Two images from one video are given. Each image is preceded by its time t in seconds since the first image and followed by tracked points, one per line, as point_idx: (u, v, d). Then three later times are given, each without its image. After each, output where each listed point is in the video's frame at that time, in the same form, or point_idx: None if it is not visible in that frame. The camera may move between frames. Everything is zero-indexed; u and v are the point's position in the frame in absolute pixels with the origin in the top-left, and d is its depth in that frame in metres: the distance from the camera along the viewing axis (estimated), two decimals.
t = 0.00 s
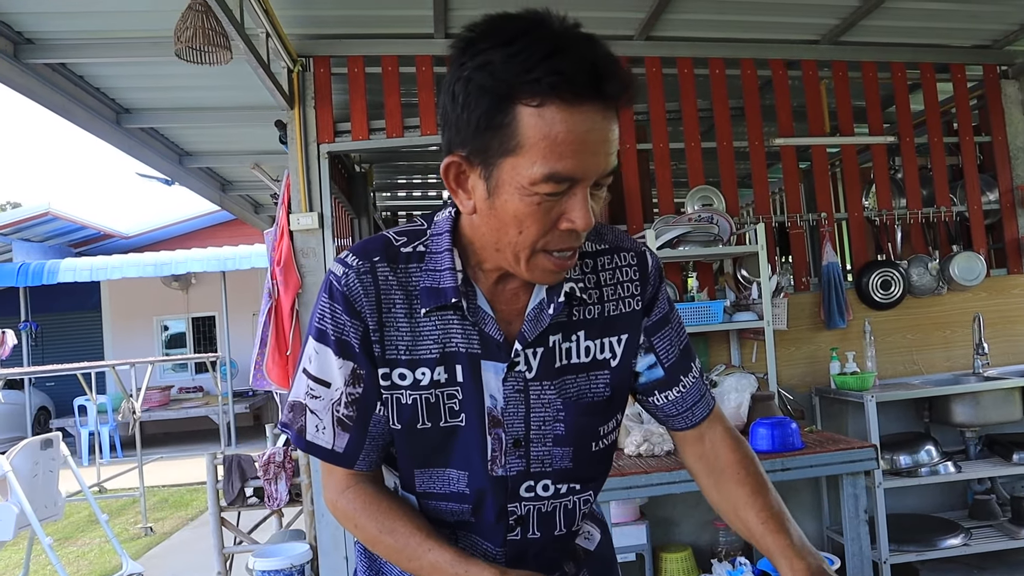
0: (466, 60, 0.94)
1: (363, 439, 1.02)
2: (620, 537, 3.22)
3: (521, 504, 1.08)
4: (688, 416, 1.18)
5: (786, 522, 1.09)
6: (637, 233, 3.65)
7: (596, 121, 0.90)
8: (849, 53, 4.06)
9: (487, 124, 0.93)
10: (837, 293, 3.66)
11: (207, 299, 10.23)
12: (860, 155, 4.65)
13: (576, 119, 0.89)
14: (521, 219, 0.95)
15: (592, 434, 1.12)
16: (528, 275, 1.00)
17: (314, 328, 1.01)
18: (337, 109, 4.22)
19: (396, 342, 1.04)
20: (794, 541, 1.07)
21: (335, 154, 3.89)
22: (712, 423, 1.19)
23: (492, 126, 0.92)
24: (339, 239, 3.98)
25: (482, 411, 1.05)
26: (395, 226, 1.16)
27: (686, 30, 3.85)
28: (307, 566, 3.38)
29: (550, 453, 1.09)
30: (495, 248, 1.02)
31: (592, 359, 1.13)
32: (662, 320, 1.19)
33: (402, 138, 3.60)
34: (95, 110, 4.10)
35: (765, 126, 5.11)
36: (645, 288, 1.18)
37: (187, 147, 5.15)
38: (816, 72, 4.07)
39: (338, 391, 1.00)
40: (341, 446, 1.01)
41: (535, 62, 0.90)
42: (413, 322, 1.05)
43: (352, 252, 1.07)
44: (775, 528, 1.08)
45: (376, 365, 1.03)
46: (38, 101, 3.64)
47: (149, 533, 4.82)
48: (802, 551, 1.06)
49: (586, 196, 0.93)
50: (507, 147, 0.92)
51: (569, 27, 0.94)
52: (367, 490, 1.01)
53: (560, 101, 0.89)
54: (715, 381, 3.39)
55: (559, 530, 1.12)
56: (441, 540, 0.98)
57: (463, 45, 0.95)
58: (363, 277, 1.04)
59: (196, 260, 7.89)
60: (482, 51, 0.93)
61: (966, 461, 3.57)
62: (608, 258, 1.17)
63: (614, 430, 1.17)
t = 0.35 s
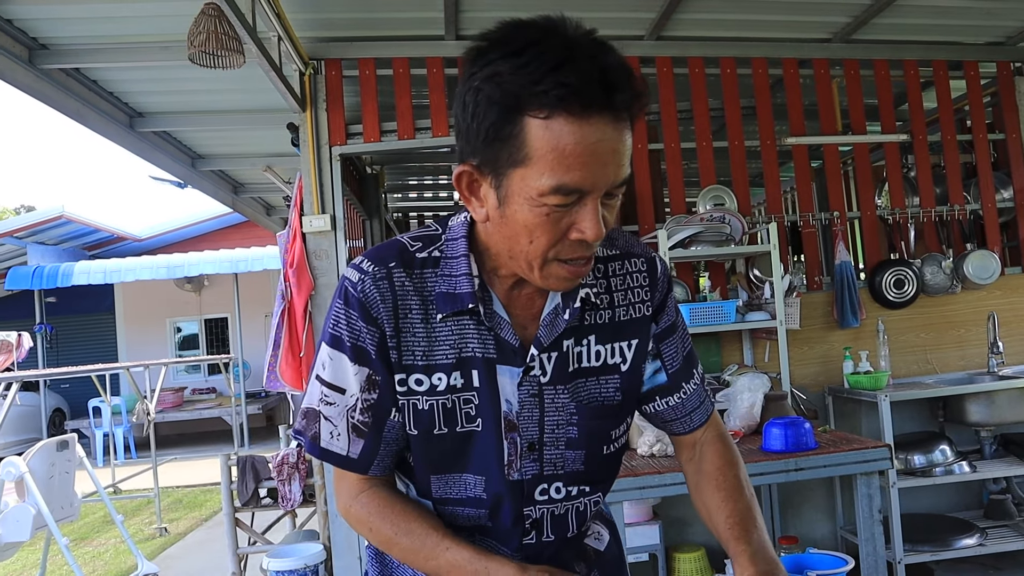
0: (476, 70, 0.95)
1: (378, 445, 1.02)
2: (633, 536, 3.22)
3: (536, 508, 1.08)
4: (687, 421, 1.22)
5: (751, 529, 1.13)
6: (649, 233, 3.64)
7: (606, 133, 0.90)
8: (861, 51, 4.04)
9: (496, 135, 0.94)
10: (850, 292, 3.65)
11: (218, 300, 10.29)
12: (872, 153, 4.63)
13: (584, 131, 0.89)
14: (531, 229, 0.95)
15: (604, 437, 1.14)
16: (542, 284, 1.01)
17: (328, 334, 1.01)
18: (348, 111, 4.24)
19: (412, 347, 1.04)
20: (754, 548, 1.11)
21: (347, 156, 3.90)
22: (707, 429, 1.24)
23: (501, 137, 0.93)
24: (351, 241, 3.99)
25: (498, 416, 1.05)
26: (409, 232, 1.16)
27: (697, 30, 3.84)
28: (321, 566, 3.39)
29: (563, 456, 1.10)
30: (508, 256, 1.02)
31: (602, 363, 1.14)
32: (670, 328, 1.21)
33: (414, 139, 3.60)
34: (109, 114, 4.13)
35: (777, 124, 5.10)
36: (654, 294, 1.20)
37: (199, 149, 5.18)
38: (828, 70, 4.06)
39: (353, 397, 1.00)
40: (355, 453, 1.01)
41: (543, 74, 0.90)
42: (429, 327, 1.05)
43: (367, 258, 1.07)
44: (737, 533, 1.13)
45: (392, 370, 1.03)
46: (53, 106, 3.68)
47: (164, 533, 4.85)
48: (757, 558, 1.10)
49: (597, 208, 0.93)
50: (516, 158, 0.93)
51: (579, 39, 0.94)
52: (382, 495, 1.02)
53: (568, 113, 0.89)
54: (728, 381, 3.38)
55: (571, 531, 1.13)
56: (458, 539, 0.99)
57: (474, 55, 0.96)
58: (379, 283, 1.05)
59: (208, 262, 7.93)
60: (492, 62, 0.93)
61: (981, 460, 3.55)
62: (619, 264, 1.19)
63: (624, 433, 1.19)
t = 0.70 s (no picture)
0: (470, 70, 0.95)
1: (398, 444, 1.02)
2: (639, 535, 3.22)
3: (534, 506, 1.09)
4: (684, 416, 1.23)
5: (753, 523, 1.15)
6: (655, 231, 3.64)
7: (598, 135, 0.90)
8: (867, 48, 4.03)
9: (488, 136, 0.94)
10: (857, 289, 3.64)
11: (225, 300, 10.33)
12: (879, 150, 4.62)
13: (575, 133, 0.89)
14: (523, 230, 0.96)
15: (601, 433, 1.14)
16: (534, 283, 1.01)
17: (333, 338, 1.02)
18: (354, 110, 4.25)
19: (411, 348, 1.04)
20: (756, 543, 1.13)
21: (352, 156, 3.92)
22: (706, 423, 1.24)
23: (493, 138, 0.94)
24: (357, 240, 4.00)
25: (496, 414, 1.06)
26: (404, 232, 1.16)
27: (703, 27, 3.83)
28: (329, 564, 3.40)
29: (560, 454, 1.10)
30: (501, 255, 1.03)
31: (596, 361, 1.14)
32: (662, 325, 1.22)
33: (419, 138, 3.61)
34: (116, 115, 4.15)
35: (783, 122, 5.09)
36: (647, 291, 1.21)
37: (206, 150, 5.20)
38: (834, 67, 4.05)
39: (365, 399, 1.01)
40: (375, 455, 1.01)
41: (535, 76, 0.90)
42: (427, 328, 1.05)
43: (363, 259, 1.07)
44: (740, 528, 1.14)
45: (394, 372, 1.03)
46: (60, 107, 3.69)
47: (172, 532, 4.88)
48: (760, 552, 1.12)
49: (588, 209, 0.93)
50: (508, 159, 0.93)
51: (574, 41, 0.94)
52: (408, 502, 1.01)
53: (560, 115, 0.89)
54: (734, 379, 3.38)
55: (569, 528, 1.15)
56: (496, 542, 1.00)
57: (469, 55, 0.96)
58: (376, 284, 1.05)
59: (215, 262, 7.96)
60: (486, 64, 0.93)
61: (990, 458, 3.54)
62: (612, 262, 1.19)
63: (620, 431, 1.19)
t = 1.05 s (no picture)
0: (452, 74, 0.96)
1: (382, 451, 1.03)
2: (644, 536, 3.22)
3: (532, 507, 1.09)
4: (676, 415, 1.23)
5: (744, 518, 1.15)
6: (657, 231, 3.63)
7: (580, 133, 0.91)
8: (870, 46, 4.02)
9: (472, 139, 0.95)
10: (860, 289, 3.63)
11: (229, 302, 10.35)
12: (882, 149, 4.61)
13: (557, 131, 0.90)
14: (511, 230, 0.97)
15: (596, 432, 1.14)
16: (526, 283, 1.01)
17: (323, 344, 1.01)
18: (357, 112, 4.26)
19: (404, 353, 1.04)
20: (750, 536, 1.12)
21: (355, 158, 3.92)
22: (695, 423, 1.25)
23: (477, 141, 0.95)
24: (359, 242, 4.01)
25: (491, 416, 1.06)
26: (397, 237, 1.17)
27: (705, 27, 3.83)
28: (332, 566, 3.41)
29: (556, 454, 1.10)
30: (492, 257, 1.04)
31: (590, 361, 1.14)
32: (655, 323, 1.22)
33: (421, 140, 3.61)
34: (120, 119, 4.16)
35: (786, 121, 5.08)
36: (638, 291, 1.21)
37: (209, 153, 5.21)
38: (837, 66, 4.04)
39: (353, 405, 1.01)
40: (358, 461, 1.02)
41: (514, 76, 0.92)
42: (420, 331, 1.06)
43: (356, 265, 1.07)
44: (732, 522, 1.15)
45: (389, 376, 1.03)
46: (63, 110, 3.71)
47: (176, 534, 4.89)
48: (753, 545, 1.11)
49: (575, 207, 0.94)
50: (493, 160, 0.94)
51: (554, 40, 0.95)
52: (386, 510, 1.02)
53: (540, 115, 0.90)
54: (738, 379, 3.37)
55: (567, 528, 1.14)
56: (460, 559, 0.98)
57: (450, 60, 0.97)
58: (370, 289, 1.05)
59: (219, 264, 7.97)
60: (466, 67, 0.94)
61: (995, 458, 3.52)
62: (603, 262, 1.19)
63: (615, 430, 1.19)
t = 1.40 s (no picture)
0: (430, 71, 0.97)
1: (371, 445, 1.03)
2: (642, 532, 3.22)
3: (519, 501, 1.09)
4: (662, 411, 1.23)
5: (729, 510, 1.15)
6: (655, 227, 3.63)
7: (557, 124, 0.91)
8: (867, 42, 4.02)
9: (450, 132, 0.96)
10: (858, 285, 3.63)
11: (227, 301, 10.35)
12: (880, 146, 4.61)
13: (533, 122, 0.91)
14: (492, 222, 0.97)
15: (583, 428, 1.14)
16: (509, 276, 1.01)
17: (312, 339, 1.02)
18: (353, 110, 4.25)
19: (392, 348, 1.05)
20: (734, 529, 1.12)
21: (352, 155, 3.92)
22: (680, 419, 1.25)
23: (455, 134, 0.95)
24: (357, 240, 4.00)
25: (478, 411, 1.06)
26: (384, 234, 1.17)
27: (701, 24, 3.83)
28: (331, 564, 3.40)
29: (543, 449, 1.10)
30: (476, 251, 1.04)
31: (578, 357, 1.14)
32: (644, 320, 1.22)
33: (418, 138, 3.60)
34: (116, 117, 4.15)
35: (783, 118, 5.08)
36: (627, 287, 1.21)
37: (206, 151, 5.21)
38: (834, 62, 4.04)
39: (342, 399, 1.01)
40: (350, 454, 1.02)
41: (489, 69, 0.92)
42: (408, 326, 1.06)
43: (345, 261, 1.07)
44: (717, 514, 1.15)
45: (376, 371, 1.03)
46: (59, 109, 3.70)
47: (175, 533, 4.88)
48: (738, 536, 1.11)
49: (555, 197, 0.94)
50: (471, 152, 0.95)
51: (531, 35, 0.96)
52: (379, 495, 1.03)
53: (515, 106, 0.90)
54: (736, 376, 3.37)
55: (554, 523, 1.14)
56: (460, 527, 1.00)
57: (429, 56, 0.97)
58: (358, 285, 1.05)
59: (217, 264, 7.96)
60: (444, 63, 0.95)
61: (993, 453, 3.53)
62: (592, 259, 1.19)
63: (603, 425, 1.19)
